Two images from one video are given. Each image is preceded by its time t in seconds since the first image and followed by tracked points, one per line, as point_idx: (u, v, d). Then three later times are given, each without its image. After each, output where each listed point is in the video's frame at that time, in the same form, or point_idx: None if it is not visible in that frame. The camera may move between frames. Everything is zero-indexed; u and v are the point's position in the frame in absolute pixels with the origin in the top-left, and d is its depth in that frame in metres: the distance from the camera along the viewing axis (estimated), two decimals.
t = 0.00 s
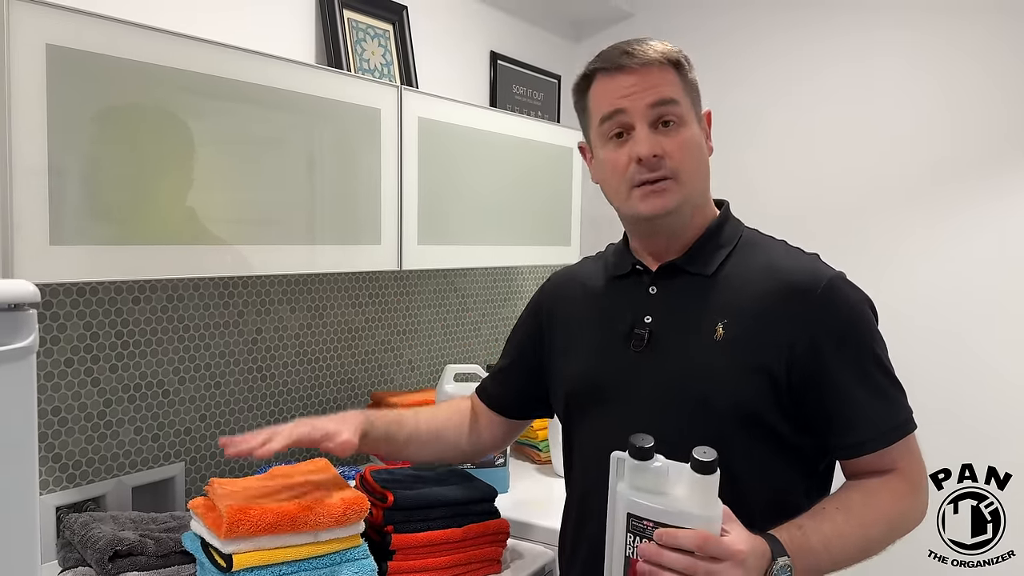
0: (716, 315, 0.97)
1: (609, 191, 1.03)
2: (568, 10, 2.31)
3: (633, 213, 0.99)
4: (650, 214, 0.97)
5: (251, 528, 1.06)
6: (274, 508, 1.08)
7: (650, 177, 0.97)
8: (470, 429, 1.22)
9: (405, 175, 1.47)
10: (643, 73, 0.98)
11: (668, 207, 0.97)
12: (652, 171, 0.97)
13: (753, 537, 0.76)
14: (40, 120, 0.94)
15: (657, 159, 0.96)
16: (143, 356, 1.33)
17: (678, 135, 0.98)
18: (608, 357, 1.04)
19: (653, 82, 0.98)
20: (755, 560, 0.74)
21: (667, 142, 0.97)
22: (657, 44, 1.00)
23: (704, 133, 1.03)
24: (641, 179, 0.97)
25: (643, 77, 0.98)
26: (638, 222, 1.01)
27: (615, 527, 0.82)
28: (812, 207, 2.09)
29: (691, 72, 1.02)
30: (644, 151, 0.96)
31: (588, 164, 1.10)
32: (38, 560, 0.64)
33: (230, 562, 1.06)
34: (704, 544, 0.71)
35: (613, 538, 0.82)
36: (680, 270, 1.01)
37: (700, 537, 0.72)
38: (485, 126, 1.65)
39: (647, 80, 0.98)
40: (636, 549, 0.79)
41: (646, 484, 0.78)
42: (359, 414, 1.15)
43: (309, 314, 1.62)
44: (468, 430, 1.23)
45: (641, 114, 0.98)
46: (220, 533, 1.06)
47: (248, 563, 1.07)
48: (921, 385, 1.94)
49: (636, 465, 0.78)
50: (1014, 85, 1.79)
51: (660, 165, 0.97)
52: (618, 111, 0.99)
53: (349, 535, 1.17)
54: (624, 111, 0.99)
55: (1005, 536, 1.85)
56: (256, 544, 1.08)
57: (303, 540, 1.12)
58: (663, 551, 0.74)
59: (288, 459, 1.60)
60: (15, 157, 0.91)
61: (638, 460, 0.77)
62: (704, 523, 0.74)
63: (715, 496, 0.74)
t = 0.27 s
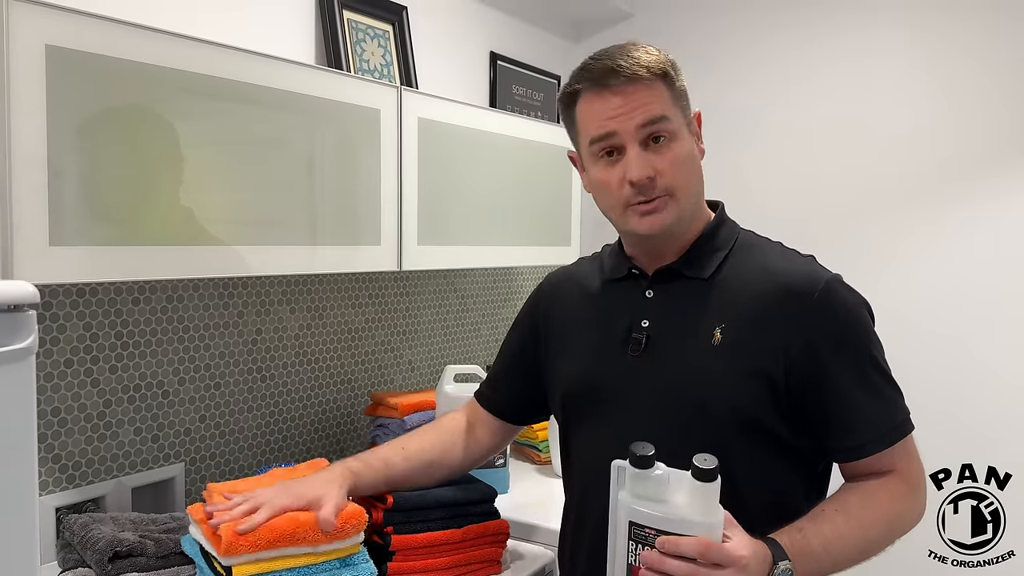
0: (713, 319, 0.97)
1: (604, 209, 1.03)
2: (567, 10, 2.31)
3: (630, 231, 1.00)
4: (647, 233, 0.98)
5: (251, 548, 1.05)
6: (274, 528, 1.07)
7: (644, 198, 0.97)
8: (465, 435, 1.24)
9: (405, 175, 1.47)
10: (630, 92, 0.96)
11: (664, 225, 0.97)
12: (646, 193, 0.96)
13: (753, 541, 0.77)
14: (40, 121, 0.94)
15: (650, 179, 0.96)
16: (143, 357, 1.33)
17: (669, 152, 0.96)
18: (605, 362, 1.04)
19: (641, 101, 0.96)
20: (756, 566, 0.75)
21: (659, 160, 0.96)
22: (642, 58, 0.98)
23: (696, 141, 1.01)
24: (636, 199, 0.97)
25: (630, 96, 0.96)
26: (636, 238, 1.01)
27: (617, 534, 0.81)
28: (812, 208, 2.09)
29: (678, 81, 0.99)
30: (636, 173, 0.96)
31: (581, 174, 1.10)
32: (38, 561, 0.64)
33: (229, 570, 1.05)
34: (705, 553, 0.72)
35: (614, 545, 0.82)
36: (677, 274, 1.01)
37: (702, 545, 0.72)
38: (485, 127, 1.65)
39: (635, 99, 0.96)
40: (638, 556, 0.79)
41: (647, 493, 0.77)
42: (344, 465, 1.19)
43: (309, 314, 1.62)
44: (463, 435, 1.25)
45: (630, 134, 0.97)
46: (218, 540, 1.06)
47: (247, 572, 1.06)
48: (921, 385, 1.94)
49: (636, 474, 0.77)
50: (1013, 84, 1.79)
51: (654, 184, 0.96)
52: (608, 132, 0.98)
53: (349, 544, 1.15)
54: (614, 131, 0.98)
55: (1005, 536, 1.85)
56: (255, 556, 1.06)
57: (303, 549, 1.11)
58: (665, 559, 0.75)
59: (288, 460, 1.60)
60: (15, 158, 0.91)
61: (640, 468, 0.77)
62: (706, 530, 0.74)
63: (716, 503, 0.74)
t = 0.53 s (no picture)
0: (713, 320, 0.97)
1: (601, 206, 1.03)
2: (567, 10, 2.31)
3: (626, 230, 1.00)
4: (642, 232, 0.98)
5: (250, 548, 1.05)
6: (272, 527, 1.07)
7: (639, 197, 0.97)
8: (466, 435, 1.24)
9: (405, 175, 1.47)
10: (629, 92, 0.96)
11: (658, 225, 0.97)
12: (641, 192, 0.96)
13: (748, 537, 0.77)
14: (38, 121, 0.94)
15: (646, 179, 0.95)
16: (140, 357, 1.33)
17: (667, 152, 0.96)
18: (605, 362, 1.04)
19: (640, 101, 0.95)
20: (750, 560, 0.75)
21: (656, 160, 0.96)
22: (644, 58, 0.97)
23: (697, 142, 1.01)
24: (632, 198, 0.97)
25: (630, 95, 0.96)
26: (631, 236, 1.01)
27: (610, 526, 0.80)
28: (812, 207, 2.09)
29: (681, 82, 0.99)
30: (632, 172, 0.95)
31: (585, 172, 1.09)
32: (36, 561, 0.63)
33: (227, 570, 1.06)
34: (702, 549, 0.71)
35: (607, 538, 0.81)
36: (677, 274, 1.01)
37: (698, 538, 0.72)
38: (485, 126, 1.65)
39: (635, 99, 0.96)
40: (631, 548, 0.78)
41: (642, 484, 0.77)
42: (342, 465, 1.18)
43: (308, 314, 1.62)
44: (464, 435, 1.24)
45: (628, 134, 0.97)
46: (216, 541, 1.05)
47: (244, 571, 1.06)
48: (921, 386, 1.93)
49: (633, 465, 0.77)
50: (1014, 83, 1.79)
51: (649, 184, 0.96)
52: (606, 131, 0.98)
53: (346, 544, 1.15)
54: (612, 131, 0.98)
55: (1005, 536, 1.85)
56: (252, 555, 1.07)
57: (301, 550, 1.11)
58: (659, 551, 0.74)
59: (287, 460, 1.59)
60: (13, 158, 0.91)
61: (637, 460, 0.75)
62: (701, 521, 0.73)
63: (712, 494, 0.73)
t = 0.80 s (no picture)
0: (714, 313, 0.98)
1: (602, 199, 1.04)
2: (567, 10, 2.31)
3: (623, 224, 1.01)
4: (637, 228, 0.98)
5: (250, 522, 1.06)
6: (272, 511, 1.08)
7: (636, 193, 0.97)
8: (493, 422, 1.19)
9: (405, 175, 1.47)
10: (639, 88, 0.96)
11: (653, 222, 0.97)
12: (638, 189, 0.97)
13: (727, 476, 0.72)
14: (38, 121, 0.93)
15: (642, 176, 0.96)
16: (140, 357, 1.33)
17: (670, 152, 0.96)
18: (606, 353, 1.05)
19: (648, 98, 0.95)
20: (730, 497, 0.70)
21: (657, 159, 0.95)
22: (657, 56, 0.97)
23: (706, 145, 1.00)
24: (628, 194, 0.98)
25: (639, 91, 0.96)
26: (629, 231, 1.01)
27: (586, 465, 0.76)
28: (812, 207, 2.09)
29: (694, 83, 0.98)
30: (630, 168, 0.96)
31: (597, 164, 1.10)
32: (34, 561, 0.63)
33: (227, 563, 1.06)
34: (679, 473, 0.68)
35: (584, 478, 0.77)
36: (681, 269, 1.02)
37: (672, 467, 0.68)
38: (485, 126, 1.65)
39: (642, 96, 0.96)
40: (608, 484, 0.74)
41: (618, 417, 0.73)
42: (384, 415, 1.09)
43: (308, 314, 1.62)
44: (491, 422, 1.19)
45: (632, 130, 0.96)
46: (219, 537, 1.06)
47: (245, 564, 1.07)
48: (922, 385, 1.93)
49: (609, 396, 0.74)
50: (1014, 84, 1.79)
51: (646, 182, 0.96)
52: (612, 126, 0.98)
53: (346, 536, 1.16)
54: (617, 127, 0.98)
55: (1005, 536, 1.85)
56: (252, 547, 1.08)
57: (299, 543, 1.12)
58: (633, 483, 0.70)
59: (286, 460, 1.59)
60: (12, 158, 0.91)
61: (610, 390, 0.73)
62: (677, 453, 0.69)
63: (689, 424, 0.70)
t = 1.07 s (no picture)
0: (714, 309, 0.98)
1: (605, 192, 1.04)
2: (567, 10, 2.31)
3: (622, 217, 1.00)
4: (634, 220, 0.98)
5: (249, 526, 1.06)
6: (272, 511, 1.08)
7: (636, 185, 0.97)
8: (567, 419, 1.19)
9: (405, 175, 1.47)
10: (644, 80, 0.97)
11: (651, 215, 0.97)
12: (637, 180, 0.96)
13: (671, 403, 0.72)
14: (38, 121, 0.93)
15: (641, 167, 0.95)
16: (140, 357, 1.33)
17: (670, 146, 0.96)
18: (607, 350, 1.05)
19: (651, 92, 0.96)
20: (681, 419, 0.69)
21: (657, 152, 0.96)
22: (663, 52, 0.98)
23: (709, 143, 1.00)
24: (628, 186, 0.97)
25: (644, 84, 0.96)
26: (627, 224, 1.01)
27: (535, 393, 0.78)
28: (812, 207, 2.09)
29: (699, 80, 0.99)
30: (629, 158, 0.96)
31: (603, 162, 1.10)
32: (35, 561, 0.63)
33: (227, 563, 1.06)
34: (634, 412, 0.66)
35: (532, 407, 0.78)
36: (682, 266, 1.02)
37: (624, 383, 0.67)
38: (485, 126, 1.65)
39: (645, 90, 0.96)
40: (556, 411, 0.76)
41: (568, 341, 0.75)
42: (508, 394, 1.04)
43: (308, 314, 1.62)
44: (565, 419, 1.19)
45: (634, 122, 0.97)
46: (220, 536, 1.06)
47: (245, 564, 1.07)
48: (923, 385, 1.93)
49: (560, 319, 0.75)
50: (1014, 84, 1.79)
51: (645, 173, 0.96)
52: (616, 118, 0.99)
53: (346, 536, 1.16)
54: (619, 118, 0.98)
55: (1005, 536, 1.84)
56: (252, 547, 1.08)
57: (300, 542, 1.12)
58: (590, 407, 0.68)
59: (286, 459, 1.59)
60: (12, 159, 0.91)
61: (564, 312, 0.74)
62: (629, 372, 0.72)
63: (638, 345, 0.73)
